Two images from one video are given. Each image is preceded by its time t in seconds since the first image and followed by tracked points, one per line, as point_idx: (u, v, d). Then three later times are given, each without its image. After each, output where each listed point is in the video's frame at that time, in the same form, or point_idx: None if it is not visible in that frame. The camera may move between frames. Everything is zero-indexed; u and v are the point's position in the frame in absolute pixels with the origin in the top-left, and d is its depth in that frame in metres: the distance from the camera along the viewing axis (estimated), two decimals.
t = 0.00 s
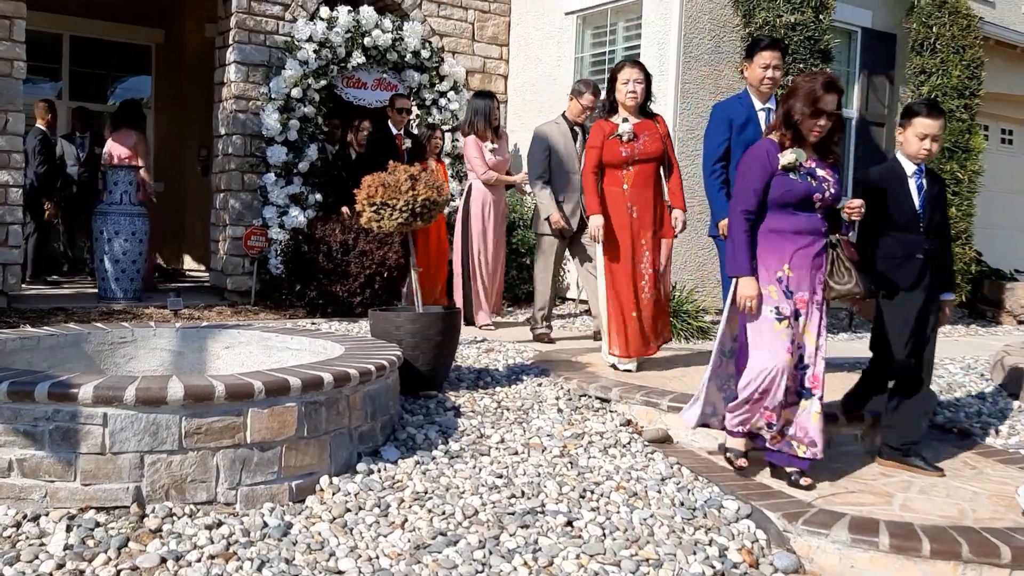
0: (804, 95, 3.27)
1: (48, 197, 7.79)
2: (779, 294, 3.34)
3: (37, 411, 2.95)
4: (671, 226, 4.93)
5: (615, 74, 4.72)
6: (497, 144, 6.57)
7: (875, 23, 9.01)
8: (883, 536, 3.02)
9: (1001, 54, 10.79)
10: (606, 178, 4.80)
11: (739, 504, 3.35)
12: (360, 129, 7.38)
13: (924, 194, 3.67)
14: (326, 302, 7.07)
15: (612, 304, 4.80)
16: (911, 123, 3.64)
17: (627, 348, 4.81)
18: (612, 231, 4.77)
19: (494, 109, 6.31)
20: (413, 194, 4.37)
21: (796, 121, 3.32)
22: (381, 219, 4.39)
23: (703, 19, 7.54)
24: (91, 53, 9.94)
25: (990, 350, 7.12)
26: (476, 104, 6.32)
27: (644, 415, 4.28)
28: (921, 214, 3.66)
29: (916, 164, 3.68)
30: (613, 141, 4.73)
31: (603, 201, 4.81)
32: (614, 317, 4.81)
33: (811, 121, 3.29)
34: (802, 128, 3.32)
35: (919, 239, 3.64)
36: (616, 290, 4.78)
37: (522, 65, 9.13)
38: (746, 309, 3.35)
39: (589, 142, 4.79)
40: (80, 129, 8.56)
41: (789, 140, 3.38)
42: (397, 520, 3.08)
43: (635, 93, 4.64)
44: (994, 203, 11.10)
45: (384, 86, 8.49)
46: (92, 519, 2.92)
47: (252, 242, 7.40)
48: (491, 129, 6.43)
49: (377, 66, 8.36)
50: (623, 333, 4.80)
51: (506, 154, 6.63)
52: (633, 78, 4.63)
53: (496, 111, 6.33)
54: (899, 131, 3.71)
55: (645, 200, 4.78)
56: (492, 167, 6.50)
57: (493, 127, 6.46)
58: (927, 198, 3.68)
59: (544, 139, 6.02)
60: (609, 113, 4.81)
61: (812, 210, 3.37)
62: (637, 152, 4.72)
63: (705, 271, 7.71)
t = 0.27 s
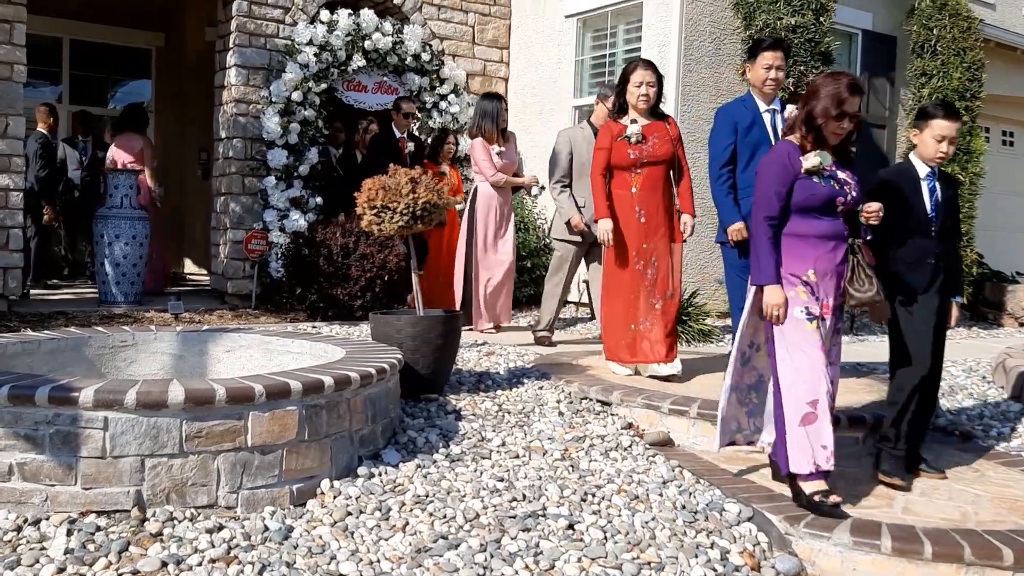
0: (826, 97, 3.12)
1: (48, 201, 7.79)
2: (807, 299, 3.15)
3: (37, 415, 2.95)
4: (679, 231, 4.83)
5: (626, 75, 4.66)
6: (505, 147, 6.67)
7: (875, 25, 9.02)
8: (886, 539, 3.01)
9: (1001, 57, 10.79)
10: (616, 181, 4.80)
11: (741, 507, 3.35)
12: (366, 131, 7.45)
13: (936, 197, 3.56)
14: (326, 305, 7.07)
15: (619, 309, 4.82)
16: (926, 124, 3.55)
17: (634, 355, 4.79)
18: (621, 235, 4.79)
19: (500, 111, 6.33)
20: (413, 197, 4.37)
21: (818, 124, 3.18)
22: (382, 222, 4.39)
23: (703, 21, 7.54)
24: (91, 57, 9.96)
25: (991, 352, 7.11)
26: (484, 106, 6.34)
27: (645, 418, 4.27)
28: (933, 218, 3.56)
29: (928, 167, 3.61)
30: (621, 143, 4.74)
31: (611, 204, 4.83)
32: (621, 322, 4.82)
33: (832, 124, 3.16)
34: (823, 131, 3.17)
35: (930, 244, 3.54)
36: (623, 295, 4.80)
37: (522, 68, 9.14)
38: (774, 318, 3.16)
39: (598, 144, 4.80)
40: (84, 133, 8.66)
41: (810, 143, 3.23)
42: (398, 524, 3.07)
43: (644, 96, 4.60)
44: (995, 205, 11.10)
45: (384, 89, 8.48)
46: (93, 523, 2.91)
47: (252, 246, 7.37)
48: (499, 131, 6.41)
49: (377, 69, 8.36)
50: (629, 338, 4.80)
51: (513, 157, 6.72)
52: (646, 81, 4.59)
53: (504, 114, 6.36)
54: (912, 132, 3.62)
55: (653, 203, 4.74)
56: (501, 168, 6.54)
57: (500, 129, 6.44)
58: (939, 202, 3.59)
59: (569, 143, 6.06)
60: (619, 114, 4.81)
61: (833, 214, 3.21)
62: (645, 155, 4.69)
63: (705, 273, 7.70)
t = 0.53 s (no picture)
0: (848, 99, 2.98)
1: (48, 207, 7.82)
2: (839, 317, 3.01)
3: (35, 420, 2.94)
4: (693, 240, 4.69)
5: (643, 79, 4.55)
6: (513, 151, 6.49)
7: (874, 29, 9.02)
8: (885, 544, 3.00)
9: (1000, 60, 10.80)
10: (626, 186, 4.68)
11: (741, 511, 3.35)
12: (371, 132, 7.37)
13: (945, 202, 3.48)
14: (324, 309, 7.06)
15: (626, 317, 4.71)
16: (932, 127, 3.40)
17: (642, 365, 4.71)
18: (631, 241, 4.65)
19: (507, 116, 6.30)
20: (412, 201, 4.36)
21: (839, 127, 3.03)
22: (380, 226, 4.38)
23: (702, 25, 7.55)
24: (90, 61, 9.96)
25: (991, 356, 7.10)
26: (492, 109, 6.31)
27: (644, 422, 4.26)
28: (943, 223, 3.49)
29: (935, 171, 3.51)
30: (632, 147, 4.61)
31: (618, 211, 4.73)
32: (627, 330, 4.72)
33: (855, 128, 3.01)
34: (845, 136, 3.04)
35: (941, 252, 3.48)
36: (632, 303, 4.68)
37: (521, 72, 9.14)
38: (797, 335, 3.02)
39: (609, 148, 4.67)
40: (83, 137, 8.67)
41: (833, 149, 3.09)
42: (397, 529, 3.06)
43: (661, 102, 4.49)
44: (994, 209, 11.10)
45: (383, 93, 8.45)
46: (90, 528, 2.90)
47: (250, 250, 7.36)
48: (507, 135, 6.36)
49: (376, 72, 8.34)
50: (637, 348, 4.69)
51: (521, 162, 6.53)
52: (663, 88, 4.48)
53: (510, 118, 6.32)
54: (917, 137, 3.47)
55: (664, 210, 4.62)
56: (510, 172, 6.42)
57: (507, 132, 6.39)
58: (948, 207, 3.50)
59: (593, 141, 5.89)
60: (631, 118, 4.69)
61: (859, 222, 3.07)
62: (658, 159, 4.56)
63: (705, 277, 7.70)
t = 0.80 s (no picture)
0: (874, 95, 2.92)
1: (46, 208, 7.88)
2: (857, 322, 2.98)
3: (35, 423, 2.94)
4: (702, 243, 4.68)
5: (654, 82, 4.54)
6: (529, 154, 6.54)
7: (872, 33, 9.03)
8: (884, 546, 2.99)
9: (998, 64, 10.82)
10: (634, 188, 4.63)
11: (739, 514, 3.36)
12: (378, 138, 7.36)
13: (953, 204, 3.43)
14: (323, 313, 7.06)
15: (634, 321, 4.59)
16: (933, 128, 3.37)
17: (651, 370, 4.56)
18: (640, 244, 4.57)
19: (523, 120, 6.30)
20: (410, 205, 4.37)
21: (866, 125, 2.95)
22: (379, 229, 4.39)
23: (700, 29, 7.57)
24: (89, 65, 9.96)
25: (990, 359, 7.11)
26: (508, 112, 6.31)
27: (643, 425, 4.27)
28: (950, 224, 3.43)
29: (939, 173, 3.45)
30: (642, 150, 4.60)
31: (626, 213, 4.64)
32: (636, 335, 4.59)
33: (878, 126, 2.95)
34: (873, 135, 2.97)
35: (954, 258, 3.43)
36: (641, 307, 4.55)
37: (519, 76, 9.16)
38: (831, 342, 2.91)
39: (617, 151, 4.67)
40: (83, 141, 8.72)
41: (859, 150, 3.02)
42: (396, 531, 3.07)
43: (672, 106, 4.48)
44: (993, 212, 11.13)
45: (382, 96, 8.46)
46: (90, 531, 2.91)
47: (249, 252, 7.43)
48: (522, 139, 6.41)
49: (375, 76, 8.34)
50: (644, 352, 4.58)
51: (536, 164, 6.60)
52: (675, 90, 4.46)
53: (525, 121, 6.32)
54: (918, 138, 3.44)
55: (673, 213, 4.57)
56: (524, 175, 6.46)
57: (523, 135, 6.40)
58: (956, 208, 3.45)
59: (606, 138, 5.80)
60: (641, 120, 4.70)
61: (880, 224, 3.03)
62: (667, 162, 4.54)
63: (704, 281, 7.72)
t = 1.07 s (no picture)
0: (901, 92, 2.91)
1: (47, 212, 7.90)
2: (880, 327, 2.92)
3: (34, 427, 2.94)
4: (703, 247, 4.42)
5: (658, 82, 4.24)
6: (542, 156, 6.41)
7: (871, 36, 9.05)
8: (884, 549, 2.97)
9: (997, 67, 10.84)
10: (639, 192, 4.34)
11: (739, 517, 3.36)
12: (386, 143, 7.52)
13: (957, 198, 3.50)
14: (323, 316, 7.05)
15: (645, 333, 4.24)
16: (940, 119, 3.35)
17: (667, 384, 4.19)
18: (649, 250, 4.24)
19: (539, 121, 6.26)
20: (410, 208, 4.37)
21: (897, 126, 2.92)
22: (379, 233, 4.39)
23: (699, 32, 7.58)
24: (88, 69, 9.97)
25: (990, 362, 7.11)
26: (523, 114, 6.27)
27: (642, 429, 4.26)
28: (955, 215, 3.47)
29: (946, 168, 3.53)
30: (647, 152, 4.31)
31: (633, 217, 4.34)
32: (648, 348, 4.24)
33: (908, 129, 2.94)
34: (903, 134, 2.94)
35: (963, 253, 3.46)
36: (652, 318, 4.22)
37: (519, 79, 9.16)
38: (874, 347, 2.84)
39: (621, 153, 4.38)
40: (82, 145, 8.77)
41: (886, 152, 2.97)
42: (395, 535, 3.06)
43: (677, 107, 4.20)
44: (992, 215, 11.14)
45: (382, 100, 8.46)
46: (89, 535, 2.90)
47: (248, 256, 7.41)
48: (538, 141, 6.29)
49: (375, 80, 8.34)
50: (658, 366, 4.20)
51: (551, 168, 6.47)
52: (679, 92, 4.18)
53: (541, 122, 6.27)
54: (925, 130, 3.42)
55: (681, 218, 4.28)
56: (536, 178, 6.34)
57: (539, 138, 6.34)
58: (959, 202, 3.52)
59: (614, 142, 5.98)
60: (645, 121, 4.39)
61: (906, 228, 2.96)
62: (674, 164, 4.26)
63: (703, 284, 7.72)
